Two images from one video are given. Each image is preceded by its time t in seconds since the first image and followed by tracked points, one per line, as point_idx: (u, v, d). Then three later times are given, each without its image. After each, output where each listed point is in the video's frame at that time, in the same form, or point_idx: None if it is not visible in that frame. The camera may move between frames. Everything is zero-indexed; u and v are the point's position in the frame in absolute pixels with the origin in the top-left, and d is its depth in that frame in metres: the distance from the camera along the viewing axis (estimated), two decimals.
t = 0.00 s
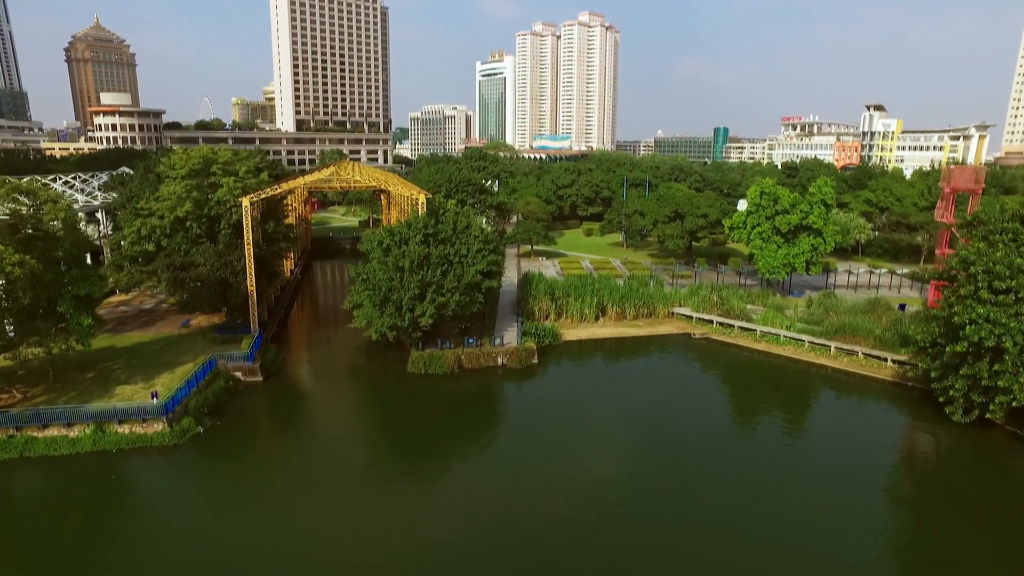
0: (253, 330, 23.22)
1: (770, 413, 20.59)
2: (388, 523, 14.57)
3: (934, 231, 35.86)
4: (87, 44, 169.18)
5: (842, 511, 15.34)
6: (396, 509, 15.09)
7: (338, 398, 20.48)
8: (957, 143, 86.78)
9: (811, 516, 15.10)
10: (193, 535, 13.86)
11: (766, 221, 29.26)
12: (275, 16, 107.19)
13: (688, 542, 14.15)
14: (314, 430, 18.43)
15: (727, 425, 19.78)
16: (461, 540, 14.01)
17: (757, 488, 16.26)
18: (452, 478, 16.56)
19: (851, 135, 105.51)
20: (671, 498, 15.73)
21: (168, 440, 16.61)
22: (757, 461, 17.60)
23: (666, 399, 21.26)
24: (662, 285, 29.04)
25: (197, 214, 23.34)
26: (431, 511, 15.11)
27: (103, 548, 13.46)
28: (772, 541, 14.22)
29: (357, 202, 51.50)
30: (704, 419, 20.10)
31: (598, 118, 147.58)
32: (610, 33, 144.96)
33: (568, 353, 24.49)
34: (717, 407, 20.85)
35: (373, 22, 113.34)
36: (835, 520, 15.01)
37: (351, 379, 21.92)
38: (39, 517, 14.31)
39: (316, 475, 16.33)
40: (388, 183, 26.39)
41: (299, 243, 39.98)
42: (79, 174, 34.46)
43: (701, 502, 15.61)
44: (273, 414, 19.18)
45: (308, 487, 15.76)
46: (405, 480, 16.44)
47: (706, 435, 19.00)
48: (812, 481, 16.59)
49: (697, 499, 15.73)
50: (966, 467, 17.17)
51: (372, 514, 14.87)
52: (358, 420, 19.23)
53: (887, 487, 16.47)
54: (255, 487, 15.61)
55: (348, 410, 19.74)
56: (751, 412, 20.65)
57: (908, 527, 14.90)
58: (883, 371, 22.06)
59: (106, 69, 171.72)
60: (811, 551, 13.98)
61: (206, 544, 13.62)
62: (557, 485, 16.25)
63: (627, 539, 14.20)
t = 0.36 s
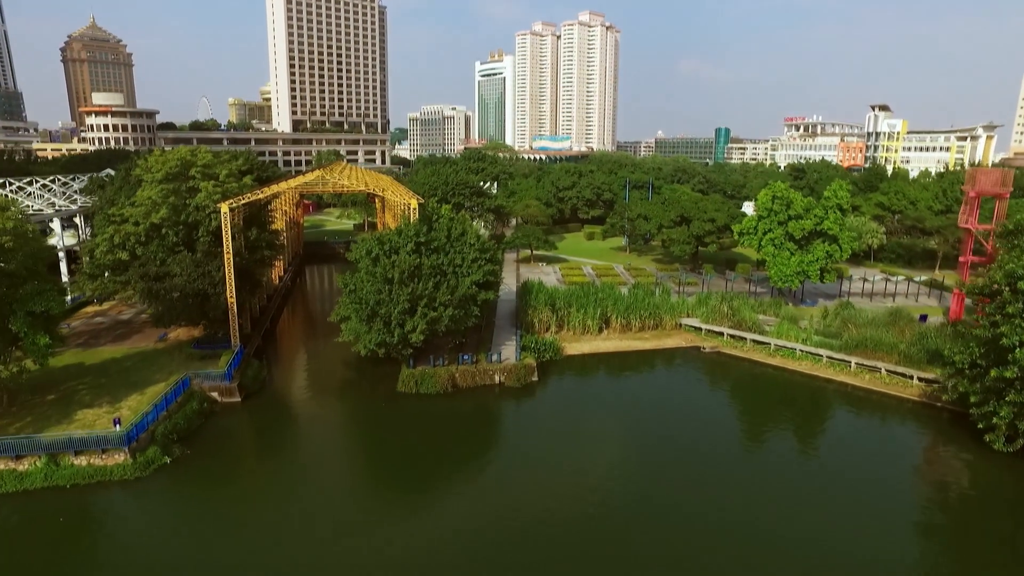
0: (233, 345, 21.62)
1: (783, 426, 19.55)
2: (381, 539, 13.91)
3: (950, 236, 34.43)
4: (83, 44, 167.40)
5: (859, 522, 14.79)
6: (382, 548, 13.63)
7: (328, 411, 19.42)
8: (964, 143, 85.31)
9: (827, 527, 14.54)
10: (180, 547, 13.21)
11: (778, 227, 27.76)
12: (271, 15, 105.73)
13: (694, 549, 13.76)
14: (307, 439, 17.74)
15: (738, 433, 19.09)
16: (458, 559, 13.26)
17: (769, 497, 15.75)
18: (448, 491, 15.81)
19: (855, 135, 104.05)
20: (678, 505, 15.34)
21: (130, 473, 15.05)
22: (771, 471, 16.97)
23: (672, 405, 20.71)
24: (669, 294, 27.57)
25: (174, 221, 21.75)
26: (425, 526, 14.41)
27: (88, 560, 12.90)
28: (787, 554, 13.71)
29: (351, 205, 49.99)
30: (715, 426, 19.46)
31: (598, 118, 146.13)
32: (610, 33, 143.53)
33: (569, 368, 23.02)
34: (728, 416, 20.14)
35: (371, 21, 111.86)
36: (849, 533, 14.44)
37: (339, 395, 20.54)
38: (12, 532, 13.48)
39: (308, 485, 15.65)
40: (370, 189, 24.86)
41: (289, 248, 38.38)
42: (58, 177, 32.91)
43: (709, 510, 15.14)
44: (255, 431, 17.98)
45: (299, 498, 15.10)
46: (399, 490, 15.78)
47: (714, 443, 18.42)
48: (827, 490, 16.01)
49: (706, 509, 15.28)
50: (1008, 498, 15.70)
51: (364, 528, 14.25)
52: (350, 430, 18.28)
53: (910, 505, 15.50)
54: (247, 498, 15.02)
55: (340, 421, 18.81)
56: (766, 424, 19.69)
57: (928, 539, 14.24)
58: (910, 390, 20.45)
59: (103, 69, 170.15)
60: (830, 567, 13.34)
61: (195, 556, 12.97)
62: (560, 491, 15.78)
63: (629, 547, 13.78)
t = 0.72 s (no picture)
0: (212, 361, 20.19)
1: (799, 444, 18.45)
2: (382, 546, 13.72)
3: (968, 241, 33.00)
4: (80, 43, 165.69)
5: (869, 530, 14.40)
6: None
7: (317, 425, 18.42)
8: (971, 143, 83.80)
9: (837, 535, 14.23)
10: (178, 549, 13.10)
11: (791, 233, 26.32)
12: (267, 14, 104.30)
13: (704, 560, 13.47)
14: (299, 449, 17.15)
15: (746, 445, 18.43)
16: None
17: (782, 509, 15.25)
18: (447, 502, 15.43)
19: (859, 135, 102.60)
20: (683, 514, 14.99)
21: (86, 512, 13.53)
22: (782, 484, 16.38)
23: (674, 413, 20.20)
24: (676, 303, 26.17)
25: (148, 227, 20.28)
26: (425, 538, 14.07)
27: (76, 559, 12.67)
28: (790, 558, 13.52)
29: (346, 207, 48.52)
30: (720, 436, 18.84)
31: (599, 118, 144.58)
32: (611, 32, 142.01)
33: (572, 384, 21.61)
34: (736, 427, 19.41)
35: (369, 20, 110.39)
36: (869, 546, 13.94)
37: (326, 412, 19.27)
38: None
39: (302, 494, 15.22)
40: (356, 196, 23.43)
41: (279, 254, 36.91)
42: (36, 180, 31.45)
43: (718, 522, 14.74)
44: (237, 450, 16.92)
45: (296, 504, 14.87)
46: (397, 496, 15.54)
47: (720, 453, 17.90)
48: (842, 502, 15.45)
49: (709, 515, 15.01)
50: None
51: (363, 539, 13.92)
52: (344, 443, 17.51)
53: (923, 512, 14.99)
54: (241, 509, 14.57)
55: (332, 434, 17.95)
56: (780, 440, 18.70)
57: (949, 551, 13.74)
58: (938, 408, 19.01)
59: (99, 69, 168.77)
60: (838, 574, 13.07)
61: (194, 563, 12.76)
62: (560, 500, 15.44)
63: (637, 557, 13.50)
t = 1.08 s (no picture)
0: (188, 378, 18.77)
1: (818, 461, 17.36)
2: (377, 545, 13.53)
3: (986, 246, 31.51)
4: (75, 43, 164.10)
5: (870, 530, 14.18)
6: None
7: (304, 439, 17.48)
8: (978, 144, 82.23)
9: (837, 534, 14.02)
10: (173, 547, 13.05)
11: (806, 239, 24.96)
12: (263, 14, 102.97)
13: (716, 565, 12.97)
14: (288, 458, 16.48)
15: (753, 454, 17.75)
16: None
17: (796, 519, 14.64)
18: (445, 510, 14.90)
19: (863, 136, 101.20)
20: (688, 517, 14.51)
21: (34, 559, 12.02)
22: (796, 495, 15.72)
23: (673, 418, 19.63)
24: (684, 314, 24.82)
25: (121, 236, 18.86)
26: (425, 547, 13.56)
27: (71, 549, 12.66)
28: (787, 555, 13.32)
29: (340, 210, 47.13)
30: (725, 441, 18.38)
31: (599, 119, 143.13)
32: (612, 32, 140.65)
33: (575, 402, 20.20)
34: (741, 436, 18.69)
35: (366, 19, 109.02)
36: (892, 556, 13.37)
37: (312, 429, 18.05)
38: None
39: (294, 500, 14.75)
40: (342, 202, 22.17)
41: (268, 259, 35.45)
42: (14, 183, 30.05)
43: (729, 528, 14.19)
44: (222, 464, 16.05)
45: (293, 502, 14.72)
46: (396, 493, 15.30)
47: (723, 460, 17.31)
48: (861, 512, 14.84)
49: (708, 511, 14.85)
50: None
51: (358, 547, 13.44)
52: (335, 453, 16.74)
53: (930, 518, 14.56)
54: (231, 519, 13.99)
55: (321, 447, 17.08)
56: (793, 456, 17.71)
57: (954, 552, 13.41)
58: (974, 433, 17.51)
59: (95, 69, 167.40)
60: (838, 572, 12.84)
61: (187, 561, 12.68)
62: (560, 503, 14.95)
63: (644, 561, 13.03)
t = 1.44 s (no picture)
0: (164, 398, 17.36)
1: (829, 468, 16.92)
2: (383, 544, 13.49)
3: (1006, 251, 30.02)
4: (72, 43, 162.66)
5: (873, 531, 14.19)
6: None
7: (290, 460, 16.31)
8: (986, 144, 80.65)
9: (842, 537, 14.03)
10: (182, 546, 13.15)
11: (822, 245, 23.61)
12: (260, 12, 101.62)
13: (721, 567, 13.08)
14: (274, 480, 15.46)
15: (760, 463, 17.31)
16: None
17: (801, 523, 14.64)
18: (445, 516, 14.55)
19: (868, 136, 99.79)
20: (692, 517, 14.64)
21: None
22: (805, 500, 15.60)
23: (680, 427, 18.96)
24: (694, 324, 23.51)
25: (90, 244, 17.38)
26: (427, 551, 13.39)
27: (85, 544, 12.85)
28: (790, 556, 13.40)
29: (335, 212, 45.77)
30: (733, 442, 18.21)
31: (599, 119, 141.79)
32: (613, 31, 139.28)
33: (579, 421, 18.87)
34: (749, 446, 18.09)
35: (364, 18, 107.66)
36: (894, 556, 13.38)
37: (297, 451, 16.73)
38: None
39: (298, 501, 14.62)
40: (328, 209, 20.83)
41: (258, 264, 34.13)
42: None
43: (732, 529, 14.30)
44: (223, 468, 15.83)
45: (298, 501, 14.61)
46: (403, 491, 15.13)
47: (726, 463, 17.17)
48: (864, 513, 14.81)
49: (713, 510, 14.97)
50: None
51: (361, 548, 13.30)
52: (322, 476, 15.62)
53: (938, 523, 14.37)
54: (232, 519, 13.97)
55: (307, 470, 15.89)
56: (804, 465, 17.18)
57: (959, 556, 13.33)
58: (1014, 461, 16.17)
59: (92, 69, 166.02)
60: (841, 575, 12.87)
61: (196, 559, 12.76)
62: (565, 502, 15.00)
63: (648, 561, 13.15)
